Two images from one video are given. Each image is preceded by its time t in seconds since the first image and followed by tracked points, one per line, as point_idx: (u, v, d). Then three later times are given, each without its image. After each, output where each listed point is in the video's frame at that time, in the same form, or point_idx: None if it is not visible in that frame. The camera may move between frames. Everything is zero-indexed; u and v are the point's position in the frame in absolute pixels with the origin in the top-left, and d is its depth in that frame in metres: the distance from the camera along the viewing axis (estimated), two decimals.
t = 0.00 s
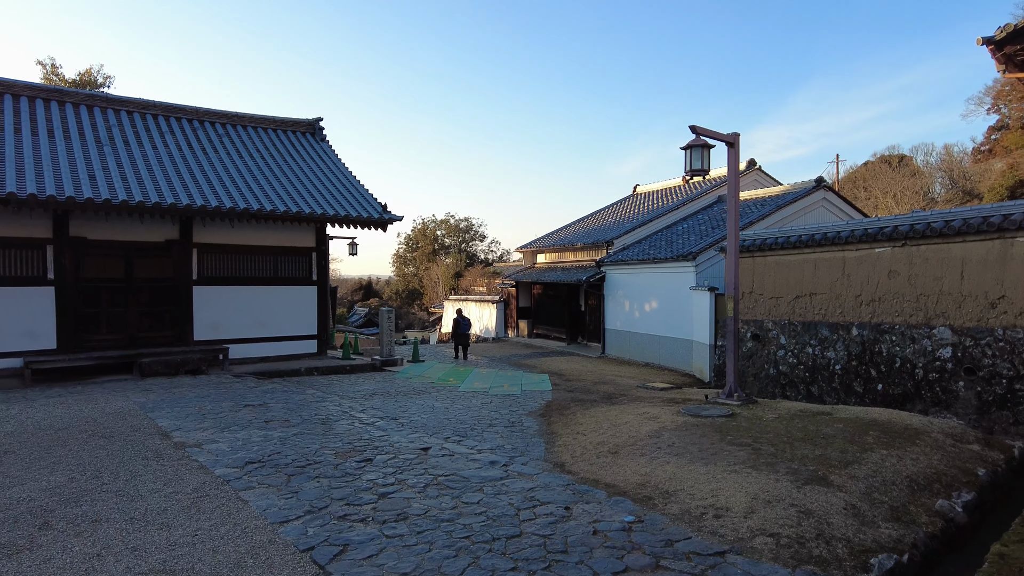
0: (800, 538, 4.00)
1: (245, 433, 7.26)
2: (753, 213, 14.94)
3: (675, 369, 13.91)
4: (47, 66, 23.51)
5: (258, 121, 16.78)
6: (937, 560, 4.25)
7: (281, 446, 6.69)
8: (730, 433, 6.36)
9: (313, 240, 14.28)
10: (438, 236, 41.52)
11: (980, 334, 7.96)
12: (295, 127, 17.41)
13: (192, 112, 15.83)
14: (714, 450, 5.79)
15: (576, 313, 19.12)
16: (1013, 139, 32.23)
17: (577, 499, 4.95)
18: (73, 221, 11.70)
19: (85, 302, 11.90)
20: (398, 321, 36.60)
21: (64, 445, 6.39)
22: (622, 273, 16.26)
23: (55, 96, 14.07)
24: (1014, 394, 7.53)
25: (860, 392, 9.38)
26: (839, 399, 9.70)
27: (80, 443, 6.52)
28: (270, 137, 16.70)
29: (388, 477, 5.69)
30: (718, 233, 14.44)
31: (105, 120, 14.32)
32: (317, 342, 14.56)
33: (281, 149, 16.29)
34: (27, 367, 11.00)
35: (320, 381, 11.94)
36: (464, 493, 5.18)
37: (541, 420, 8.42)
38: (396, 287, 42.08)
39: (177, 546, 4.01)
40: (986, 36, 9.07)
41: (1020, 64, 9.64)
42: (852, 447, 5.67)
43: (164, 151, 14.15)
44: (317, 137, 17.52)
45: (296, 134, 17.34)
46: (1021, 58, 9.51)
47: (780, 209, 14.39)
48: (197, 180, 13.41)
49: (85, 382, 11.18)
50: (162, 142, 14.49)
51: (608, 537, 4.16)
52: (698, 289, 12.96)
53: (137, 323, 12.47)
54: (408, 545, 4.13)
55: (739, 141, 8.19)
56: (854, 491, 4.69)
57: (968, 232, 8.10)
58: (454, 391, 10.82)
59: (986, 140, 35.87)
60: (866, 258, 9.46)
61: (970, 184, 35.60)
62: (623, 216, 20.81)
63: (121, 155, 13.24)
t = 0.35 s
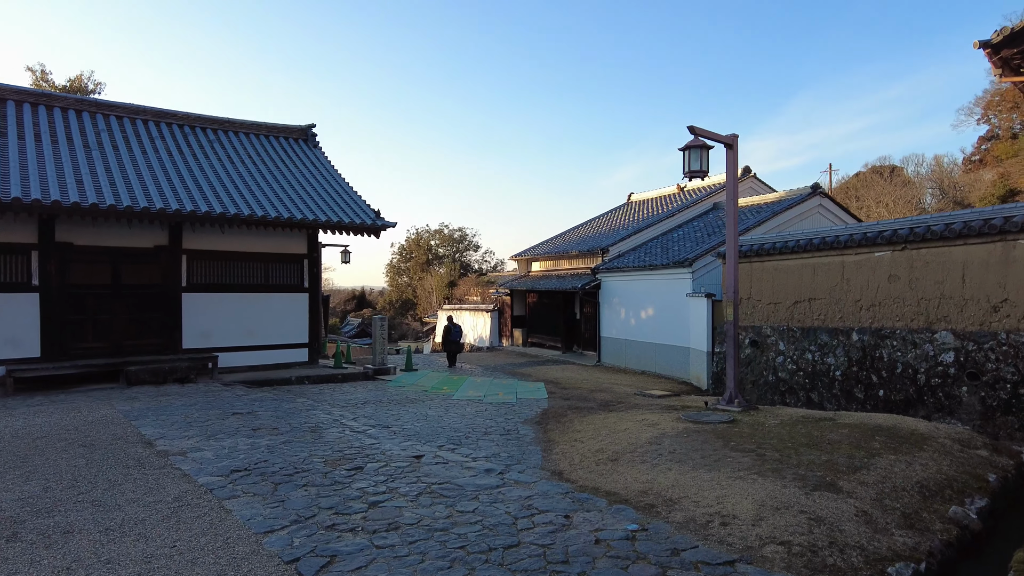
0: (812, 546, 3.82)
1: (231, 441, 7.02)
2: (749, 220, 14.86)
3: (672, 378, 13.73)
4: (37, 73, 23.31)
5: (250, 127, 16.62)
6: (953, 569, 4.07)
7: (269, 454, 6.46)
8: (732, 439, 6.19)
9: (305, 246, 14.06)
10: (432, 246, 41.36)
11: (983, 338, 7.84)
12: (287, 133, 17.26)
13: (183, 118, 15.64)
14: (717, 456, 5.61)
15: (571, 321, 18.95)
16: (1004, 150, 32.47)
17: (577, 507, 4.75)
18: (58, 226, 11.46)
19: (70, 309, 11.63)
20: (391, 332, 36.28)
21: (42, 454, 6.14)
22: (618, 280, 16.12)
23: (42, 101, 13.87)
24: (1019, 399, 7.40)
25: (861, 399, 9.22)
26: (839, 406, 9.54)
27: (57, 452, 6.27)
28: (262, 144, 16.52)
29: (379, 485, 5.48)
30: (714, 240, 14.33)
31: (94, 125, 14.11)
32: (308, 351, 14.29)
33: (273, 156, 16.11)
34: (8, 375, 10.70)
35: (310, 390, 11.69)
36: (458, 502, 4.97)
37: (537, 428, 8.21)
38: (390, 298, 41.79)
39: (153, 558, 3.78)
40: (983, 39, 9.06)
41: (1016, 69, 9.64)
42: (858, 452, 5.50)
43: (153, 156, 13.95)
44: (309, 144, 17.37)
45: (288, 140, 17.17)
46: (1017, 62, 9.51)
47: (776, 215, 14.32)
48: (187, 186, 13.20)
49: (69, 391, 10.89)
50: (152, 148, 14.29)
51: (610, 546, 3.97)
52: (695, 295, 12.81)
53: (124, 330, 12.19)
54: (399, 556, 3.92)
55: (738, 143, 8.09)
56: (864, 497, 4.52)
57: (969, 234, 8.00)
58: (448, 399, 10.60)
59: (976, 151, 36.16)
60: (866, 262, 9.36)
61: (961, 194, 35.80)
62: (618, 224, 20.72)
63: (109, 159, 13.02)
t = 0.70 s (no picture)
0: (824, 568, 3.65)
1: (217, 459, 6.79)
2: (744, 235, 14.82)
3: (668, 394, 13.56)
4: (29, 88, 23.19)
5: (243, 142, 16.52)
6: None
7: (255, 473, 6.23)
8: (734, 456, 6.02)
9: (296, 262, 13.88)
10: (426, 263, 41.22)
11: (984, 352, 7.75)
12: (280, 148, 17.16)
13: (175, 132, 15.53)
14: (719, 474, 5.44)
15: (566, 337, 18.79)
16: (993, 167, 32.79)
17: (576, 527, 4.56)
18: (45, 241, 11.26)
19: (55, 325, 11.38)
20: (384, 349, 35.94)
21: (18, 473, 5.90)
22: (613, 296, 15.99)
23: (32, 114, 13.73)
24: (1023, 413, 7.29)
25: (861, 414, 9.08)
26: (839, 422, 9.40)
27: (34, 472, 6.03)
28: (254, 159, 16.40)
29: (369, 505, 5.27)
30: (709, 255, 14.26)
31: (84, 139, 13.97)
32: (299, 368, 14.04)
33: (266, 171, 15.99)
34: None
35: (301, 408, 11.44)
36: (452, 523, 4.77)
37: (532, 445, 8.01)
38: (383, 315, 41.51)
39: None
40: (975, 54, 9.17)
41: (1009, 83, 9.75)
42: (864, 469, 5.35)
43: (144, 170, 13.80)
44: (302, 159, 17.27)
45: (281, 155, 17.09)
46: (1009, 76, 9.61)
47: (771, 230, 14.30)
48: (177, 200, 13.03)
49: (52, 409, 10.61)
50: (143, 162, 14.15)
51: (613, 569, 3.78)
52: (691, 310, 12.69)
53: (110, 347, 11.94)
54: None
55: (734, 155, 8.03)
56: (874, 516, 4.36)
57: (968, 247, 7.95)
58: (441, 417, 10.38)
59: (965, 169, 36.55)
60: (864, 276, 9.28)
61: (952, 212, 36.07)
62: (612, 240, 20.68)
63: (99, 173, 12.87)
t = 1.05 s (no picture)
0: None
1: (205, 472, 6.58)
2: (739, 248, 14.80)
3: (665, 409, 13.40)
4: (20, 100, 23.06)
5: (236, 154, 16.42)
6: None
7: (244, 486, 6.03)
8: (737, 467, 5.87)
9: (289, 274, 13.69)
10: (419, 278, 41.08)
11: (986, 363, 7.69)
12: (273, 160, 17.06)
13: (167, 143, 15.40)
14: (723, 486, 5.29)
15: (561, 351, 18.63)
16: (982, 184, 33.16)
17: (578, 541, 4.40)
18: (32, 250, 11.06)
19: (41, 336, 11.14)
20: (376, 365, 35.59)
21: None
22: (608, 309, 15.88)
23: (22, 124, 13.59)
24: None
25: (861, 427, 8.97)
26: (839, 435, 9.27)
27: (13, 485, 5.79)
28: (247, 171, 16.28)
29: (362, 519, 5.08)
30: (705, 268, 14.21)
31: (75, 149, 13.83)
32: (290, 382, 13.79)
33: (258, 182, 15.86)
34: None
35: (291, 422, 11.20)
36: (449, 536, 4.59)
37: (529, 459, 7.82)
38: (375, 331, 41.19)
39: None
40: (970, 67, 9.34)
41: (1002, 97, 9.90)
42: (872, 480, 5.22)
43: (135, 180, 13.64)
44: (295, 171, 17.17)
45: (274, 167, 16.98)
46: (1002, 90, 9.83)
47: (767, 243, 14.28)
48: (168, 211, 12.87)
49: (36, 423, 10.33)
50: (134, 173, 14.00)
51: None
52: (688, 323, 12.59)
53: (97, 359, 11.68)
54: None
55: (733, 164, 7.99)
56: (886, 527, 4.23)
57: (967, 257, 7.92)
58: (435, 431, 10.17)
59: (953, 186, 36.96)
60: (862, 287, 9.22)
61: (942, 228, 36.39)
62: (607, 254, 20.64)
63: (89, 183, 12.70)
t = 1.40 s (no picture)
0: None
1: (183, 488, 6.34)
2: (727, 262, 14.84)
3: (654, 424, 13.28)
4: None
5: (221, 165, 16.22)
6: None
7: (224, 502, 5.80)
8: (731, 481, 5.76)
9: (273, 287, 13.46)
10: (405, 294, 40.83)
11: (975, 375, 7.72)
12: (259, 172, 16.88)
13: (151, 154, 15.18)
14: (718, 500, 5.17)
15: (548, 366, 18.49)
16: (962, 202, 33.81)
17: (572, 558, 4.25)
18: (9, 261, 10.77)
19: (16, 349, 10.80)
20: (361, 381, 35.14)
21: None
22: (597, 323, 15.80)
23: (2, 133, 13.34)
24: (1017, 438, 7.21)
25: (852, 441, 8.91)
26: (829, 449, 9.20)
27: None
28: (232, 183, 16.08)
29: (347, 536, 4.89)
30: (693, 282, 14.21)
31: (56, 159, 13.58)
32: (273, 397, 13.50)
33: (244, 195, 15.66)
34: None
35: (273, 437, 10.92)
36: (437, 554, 4.41)
37: (518, 475, 7.65)
38: (360, 346, 40.75)
39: None
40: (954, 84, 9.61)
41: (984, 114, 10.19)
42: (868, 494, 5.13)
43: (117, 191, 13.40)
44: (281, 184, 16.99)
45: (260, 179, 16.79)
46: (984, 106, 10.15)
47: (754, 258, 14.34)
48: (151, 222, 12.64)
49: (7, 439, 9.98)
50: (116, 183, 13.76)
51: None
52: (676, 337, 12.53)
53: (74, 373, 11.35)
54: None
55: (722, 177, 7.99)
56: (886, 542, 4.14)
57: (955, 270, 7.98)
58: (421, 447, 9.96)
59: (934, 204, 37.63)
60: (851, 300, 9.24)
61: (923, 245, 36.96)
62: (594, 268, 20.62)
63: (69, 193, 12.45)
